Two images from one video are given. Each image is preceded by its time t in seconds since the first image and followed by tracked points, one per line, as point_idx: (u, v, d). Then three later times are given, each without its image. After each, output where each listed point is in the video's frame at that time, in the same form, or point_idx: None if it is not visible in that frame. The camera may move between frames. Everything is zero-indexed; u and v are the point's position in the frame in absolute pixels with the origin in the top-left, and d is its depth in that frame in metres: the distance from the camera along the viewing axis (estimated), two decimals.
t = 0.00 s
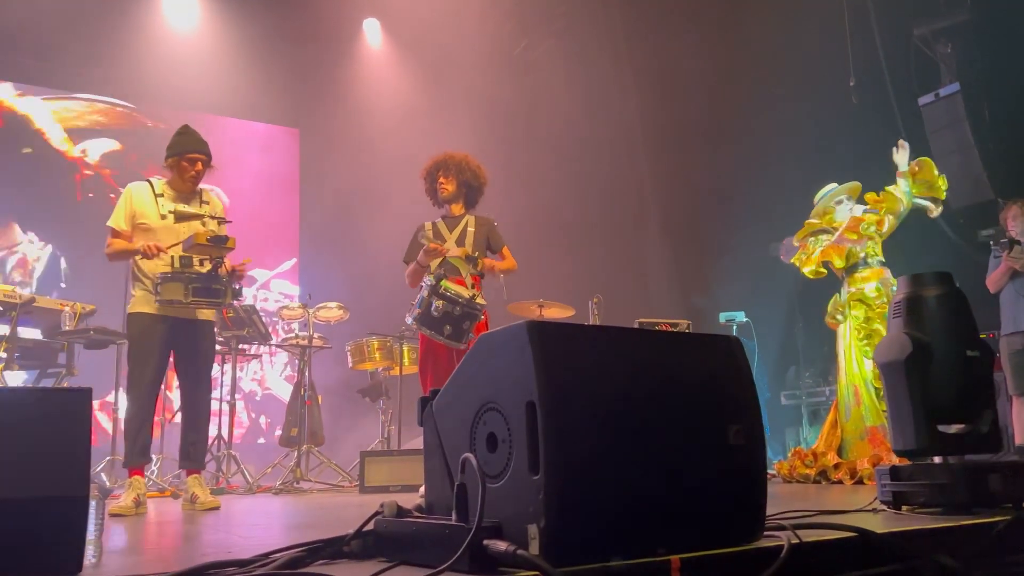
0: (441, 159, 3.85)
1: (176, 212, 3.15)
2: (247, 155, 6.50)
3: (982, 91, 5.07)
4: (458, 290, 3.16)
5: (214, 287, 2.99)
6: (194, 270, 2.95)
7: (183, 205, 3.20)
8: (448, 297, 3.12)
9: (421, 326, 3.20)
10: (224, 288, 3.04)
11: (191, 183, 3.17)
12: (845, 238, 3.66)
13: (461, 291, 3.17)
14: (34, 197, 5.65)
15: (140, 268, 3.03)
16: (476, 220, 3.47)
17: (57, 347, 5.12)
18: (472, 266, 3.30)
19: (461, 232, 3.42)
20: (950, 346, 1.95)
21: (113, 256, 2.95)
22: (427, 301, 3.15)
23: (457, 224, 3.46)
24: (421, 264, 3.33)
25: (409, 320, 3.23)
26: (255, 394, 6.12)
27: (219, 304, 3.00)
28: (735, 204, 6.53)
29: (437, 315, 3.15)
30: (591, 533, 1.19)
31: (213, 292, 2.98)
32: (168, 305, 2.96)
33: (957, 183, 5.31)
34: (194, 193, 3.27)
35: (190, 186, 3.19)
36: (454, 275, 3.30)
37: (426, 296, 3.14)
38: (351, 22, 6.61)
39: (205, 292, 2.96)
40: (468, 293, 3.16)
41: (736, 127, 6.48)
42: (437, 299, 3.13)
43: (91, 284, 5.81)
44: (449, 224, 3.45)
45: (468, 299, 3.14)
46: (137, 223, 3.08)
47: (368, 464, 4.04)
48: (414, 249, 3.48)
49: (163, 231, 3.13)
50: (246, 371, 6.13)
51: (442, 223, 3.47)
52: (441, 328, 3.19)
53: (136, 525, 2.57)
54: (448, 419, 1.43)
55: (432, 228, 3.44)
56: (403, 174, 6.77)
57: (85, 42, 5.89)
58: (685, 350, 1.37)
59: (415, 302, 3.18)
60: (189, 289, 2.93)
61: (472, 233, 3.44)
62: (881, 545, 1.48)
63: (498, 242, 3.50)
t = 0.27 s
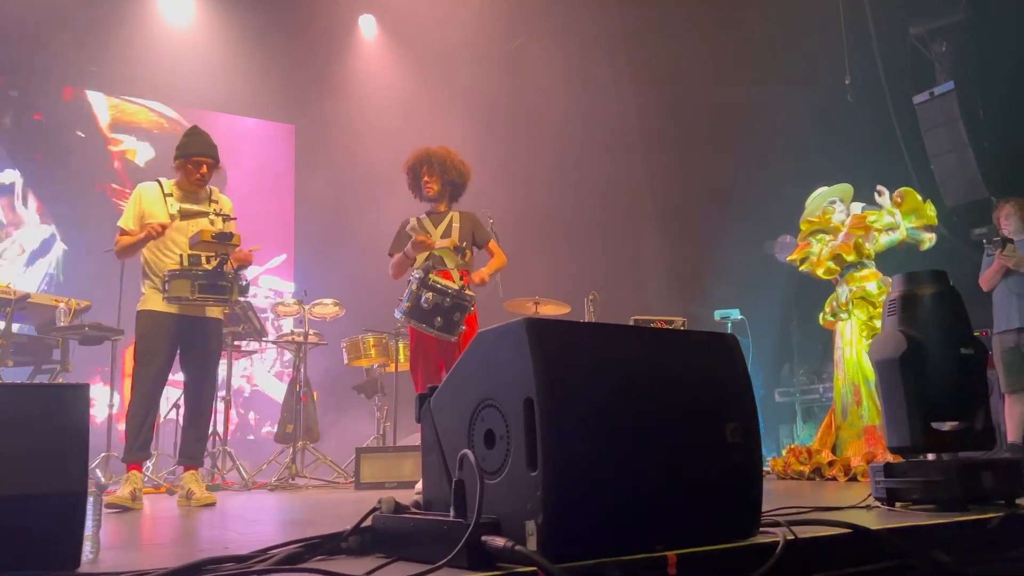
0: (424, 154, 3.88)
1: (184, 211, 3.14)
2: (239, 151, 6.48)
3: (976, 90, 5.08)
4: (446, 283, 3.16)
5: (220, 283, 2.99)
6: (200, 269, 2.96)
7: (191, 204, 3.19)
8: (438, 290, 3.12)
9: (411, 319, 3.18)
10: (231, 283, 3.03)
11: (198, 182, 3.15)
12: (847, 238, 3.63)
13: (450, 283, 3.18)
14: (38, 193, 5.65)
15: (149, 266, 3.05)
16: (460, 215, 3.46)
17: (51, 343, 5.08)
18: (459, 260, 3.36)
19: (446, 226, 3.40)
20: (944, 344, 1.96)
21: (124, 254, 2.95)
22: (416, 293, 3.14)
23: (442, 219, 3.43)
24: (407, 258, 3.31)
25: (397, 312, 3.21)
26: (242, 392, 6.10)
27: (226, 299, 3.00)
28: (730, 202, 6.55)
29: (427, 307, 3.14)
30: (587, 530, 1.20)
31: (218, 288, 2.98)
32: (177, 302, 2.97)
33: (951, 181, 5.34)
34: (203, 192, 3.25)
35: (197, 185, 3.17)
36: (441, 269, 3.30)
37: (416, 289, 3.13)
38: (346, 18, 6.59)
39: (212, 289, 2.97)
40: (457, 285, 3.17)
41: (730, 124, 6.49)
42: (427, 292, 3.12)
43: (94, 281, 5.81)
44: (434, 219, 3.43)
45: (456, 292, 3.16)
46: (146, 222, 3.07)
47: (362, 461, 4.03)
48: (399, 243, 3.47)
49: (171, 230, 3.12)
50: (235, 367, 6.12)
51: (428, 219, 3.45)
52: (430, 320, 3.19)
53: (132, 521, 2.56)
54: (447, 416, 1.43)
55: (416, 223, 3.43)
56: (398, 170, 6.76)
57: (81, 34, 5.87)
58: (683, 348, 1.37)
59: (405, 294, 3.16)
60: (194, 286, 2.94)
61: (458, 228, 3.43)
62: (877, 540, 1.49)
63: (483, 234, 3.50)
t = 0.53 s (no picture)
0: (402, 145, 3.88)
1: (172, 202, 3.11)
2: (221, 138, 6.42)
3: (958, 86, 5.11)
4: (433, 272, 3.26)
5: (196, 277, 3.00)
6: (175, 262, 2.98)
7: (180, 195, 3.15)
8: (426, 279, 3.20)
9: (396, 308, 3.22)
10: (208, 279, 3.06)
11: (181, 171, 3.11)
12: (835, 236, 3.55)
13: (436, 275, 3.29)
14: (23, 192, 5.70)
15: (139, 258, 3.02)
16: (440, 208, 3.42)
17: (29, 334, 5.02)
18: (446, 247, 3.37)
19: (425, 220, 3.36)
20: (923, 337, 1.99)
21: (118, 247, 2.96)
22: (405, 283, 3.21)
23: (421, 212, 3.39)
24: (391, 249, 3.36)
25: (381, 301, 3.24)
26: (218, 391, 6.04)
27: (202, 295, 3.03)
28: (713, 197, 6.60)
29: (414, 295, 3.20)
30: (571, 518, 1.21)
31: (194, 281, 2.99)
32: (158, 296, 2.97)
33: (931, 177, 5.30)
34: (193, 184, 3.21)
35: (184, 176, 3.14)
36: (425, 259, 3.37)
37: (403, 277, 3.21)
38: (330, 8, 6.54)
39: (186, 281, 2.98)
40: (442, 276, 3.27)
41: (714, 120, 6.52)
42: (416, 280, 3.21)
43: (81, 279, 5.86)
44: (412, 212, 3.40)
45: (443, 281, 3.25)
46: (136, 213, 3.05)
47: (346, 453, 4.03)
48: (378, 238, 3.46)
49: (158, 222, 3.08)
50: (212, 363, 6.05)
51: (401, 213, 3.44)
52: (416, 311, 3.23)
53: (113, 513, 2.55)
54: (432, 405, 1.43)
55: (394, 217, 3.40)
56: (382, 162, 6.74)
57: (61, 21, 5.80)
58: (667, 338, 1.38)
59: (392, 283, 3.21)
60: (165, 277, 2.95)
61: (437, 221, 3.39)
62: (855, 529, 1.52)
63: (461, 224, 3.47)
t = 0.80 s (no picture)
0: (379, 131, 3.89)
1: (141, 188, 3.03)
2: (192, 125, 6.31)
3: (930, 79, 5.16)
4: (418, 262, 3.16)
5: (151, 262, 2.95)
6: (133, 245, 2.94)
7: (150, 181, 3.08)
8: (413, 268, 3.11)
9: (381, 298, 3.12)
10: (164, 262, 3.00)
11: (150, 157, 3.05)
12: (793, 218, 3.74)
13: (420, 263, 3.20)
14: None
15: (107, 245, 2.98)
16: (412, 195, 3.42)
17: None
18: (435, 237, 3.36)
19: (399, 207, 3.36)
20: (895, 323, 2.00)
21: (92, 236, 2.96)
22: (391, 272, 3.10)
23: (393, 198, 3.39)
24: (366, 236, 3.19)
25: (363, 292, 3.13)
26: (190, 381, 5.96)
27: (155, 280, 2.97)
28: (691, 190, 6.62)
29: (401, 287, 3.10)
30: (541, 502, 1.19)
31: (147, 266, 2.94)
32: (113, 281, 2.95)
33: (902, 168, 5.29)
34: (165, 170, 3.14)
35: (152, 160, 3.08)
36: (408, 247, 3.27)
37: (389, 267, 3.09)
38: None
39: (143, 266, 2.94)
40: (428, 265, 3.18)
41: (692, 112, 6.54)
42: (403, 271, 3.10)
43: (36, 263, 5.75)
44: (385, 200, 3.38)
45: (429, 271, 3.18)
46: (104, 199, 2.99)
47: (320, 443, 3.99)
48: (350, 222, 3.32)
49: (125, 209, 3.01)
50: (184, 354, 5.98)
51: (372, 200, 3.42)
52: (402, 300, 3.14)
53: (77, 502, 2.49)
54: (401, 389, 1.40)
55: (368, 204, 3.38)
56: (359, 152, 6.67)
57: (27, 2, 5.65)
58: (640, 321, 1.36)
59: (377, 274, 3.09)
60: (115, 262, 2.91)
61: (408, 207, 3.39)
62: (827, 513, 1.52)
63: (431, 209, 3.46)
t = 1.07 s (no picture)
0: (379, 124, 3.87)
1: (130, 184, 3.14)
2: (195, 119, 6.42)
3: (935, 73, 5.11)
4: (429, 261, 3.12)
5: (123, 260, 2.89)
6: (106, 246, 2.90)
7: (139, 176, 3.18)
8: (426, 269, 3.09)
9: (390, 294, 3.07)
10: (138, 259, 2.94)
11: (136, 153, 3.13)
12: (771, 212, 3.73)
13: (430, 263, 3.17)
14: None
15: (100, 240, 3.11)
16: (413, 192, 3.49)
17: None
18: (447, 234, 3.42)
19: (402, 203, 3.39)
20: (892, 320, 1.97)
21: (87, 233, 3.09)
22: (403, 270, 3.07)
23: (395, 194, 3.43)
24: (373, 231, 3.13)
25: (371, 287, 3.09)
26: (189, 377, 5.96)
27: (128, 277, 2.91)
28: (692, 185, 6.56)
29: (413, 286, 3.07)
30: (527, 502, 1.16)
31: (119, 265, 2.88)
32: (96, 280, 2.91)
33: (907, 164, 5.34)
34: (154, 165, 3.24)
35: (140, 156, 3.16)
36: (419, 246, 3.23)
37: (401, 265, 3.06)
38: None
39: (114, 266, 2.88)
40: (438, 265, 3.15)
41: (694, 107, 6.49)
42: (415, 269, 3.07)
43: (34, 257, 5.88)
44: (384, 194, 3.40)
45: (439, 273, 3.15)
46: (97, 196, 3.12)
47: (316, 440, 3.99)
48: (352, 215, 3.28)
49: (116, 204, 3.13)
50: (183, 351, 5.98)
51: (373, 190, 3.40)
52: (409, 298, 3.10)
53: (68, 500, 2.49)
54: (386, 388, 1.38)
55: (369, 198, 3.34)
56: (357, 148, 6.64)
57: None
58: (629, 318, 1.34)
59: (388, 271, 3.04)
60: (88, 261, 2.85)
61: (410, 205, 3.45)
62: (821, 514, 1.49)
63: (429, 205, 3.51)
